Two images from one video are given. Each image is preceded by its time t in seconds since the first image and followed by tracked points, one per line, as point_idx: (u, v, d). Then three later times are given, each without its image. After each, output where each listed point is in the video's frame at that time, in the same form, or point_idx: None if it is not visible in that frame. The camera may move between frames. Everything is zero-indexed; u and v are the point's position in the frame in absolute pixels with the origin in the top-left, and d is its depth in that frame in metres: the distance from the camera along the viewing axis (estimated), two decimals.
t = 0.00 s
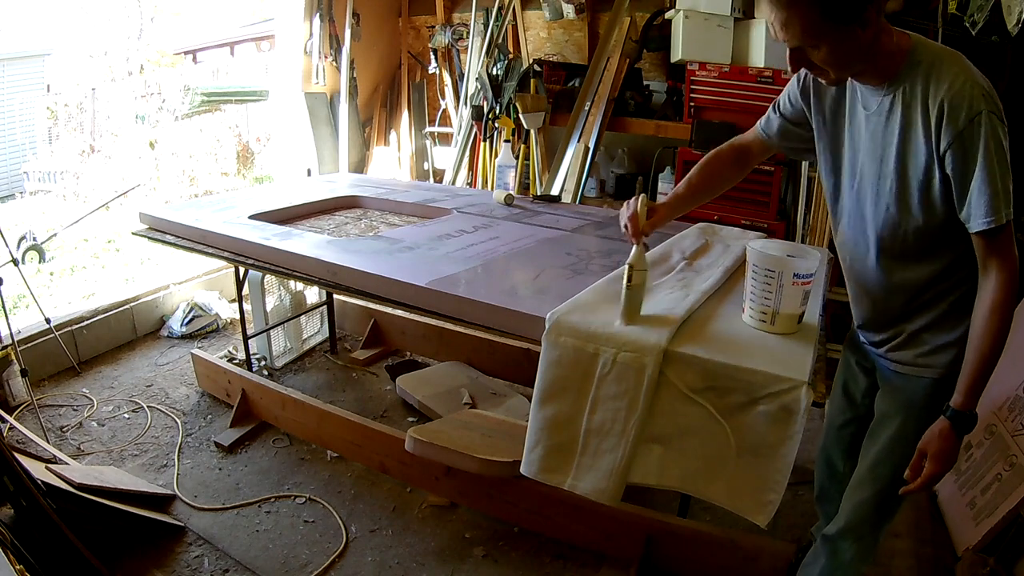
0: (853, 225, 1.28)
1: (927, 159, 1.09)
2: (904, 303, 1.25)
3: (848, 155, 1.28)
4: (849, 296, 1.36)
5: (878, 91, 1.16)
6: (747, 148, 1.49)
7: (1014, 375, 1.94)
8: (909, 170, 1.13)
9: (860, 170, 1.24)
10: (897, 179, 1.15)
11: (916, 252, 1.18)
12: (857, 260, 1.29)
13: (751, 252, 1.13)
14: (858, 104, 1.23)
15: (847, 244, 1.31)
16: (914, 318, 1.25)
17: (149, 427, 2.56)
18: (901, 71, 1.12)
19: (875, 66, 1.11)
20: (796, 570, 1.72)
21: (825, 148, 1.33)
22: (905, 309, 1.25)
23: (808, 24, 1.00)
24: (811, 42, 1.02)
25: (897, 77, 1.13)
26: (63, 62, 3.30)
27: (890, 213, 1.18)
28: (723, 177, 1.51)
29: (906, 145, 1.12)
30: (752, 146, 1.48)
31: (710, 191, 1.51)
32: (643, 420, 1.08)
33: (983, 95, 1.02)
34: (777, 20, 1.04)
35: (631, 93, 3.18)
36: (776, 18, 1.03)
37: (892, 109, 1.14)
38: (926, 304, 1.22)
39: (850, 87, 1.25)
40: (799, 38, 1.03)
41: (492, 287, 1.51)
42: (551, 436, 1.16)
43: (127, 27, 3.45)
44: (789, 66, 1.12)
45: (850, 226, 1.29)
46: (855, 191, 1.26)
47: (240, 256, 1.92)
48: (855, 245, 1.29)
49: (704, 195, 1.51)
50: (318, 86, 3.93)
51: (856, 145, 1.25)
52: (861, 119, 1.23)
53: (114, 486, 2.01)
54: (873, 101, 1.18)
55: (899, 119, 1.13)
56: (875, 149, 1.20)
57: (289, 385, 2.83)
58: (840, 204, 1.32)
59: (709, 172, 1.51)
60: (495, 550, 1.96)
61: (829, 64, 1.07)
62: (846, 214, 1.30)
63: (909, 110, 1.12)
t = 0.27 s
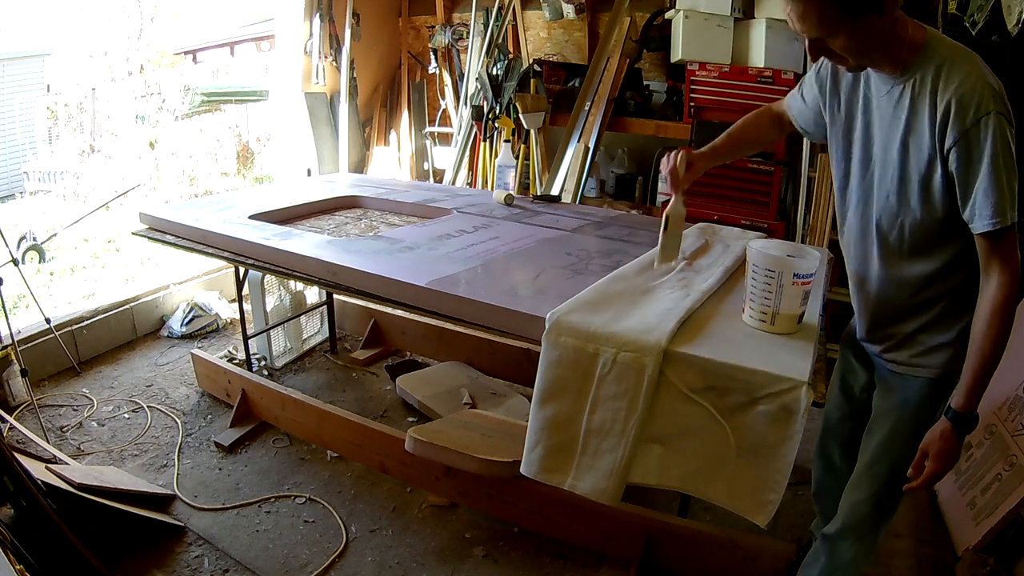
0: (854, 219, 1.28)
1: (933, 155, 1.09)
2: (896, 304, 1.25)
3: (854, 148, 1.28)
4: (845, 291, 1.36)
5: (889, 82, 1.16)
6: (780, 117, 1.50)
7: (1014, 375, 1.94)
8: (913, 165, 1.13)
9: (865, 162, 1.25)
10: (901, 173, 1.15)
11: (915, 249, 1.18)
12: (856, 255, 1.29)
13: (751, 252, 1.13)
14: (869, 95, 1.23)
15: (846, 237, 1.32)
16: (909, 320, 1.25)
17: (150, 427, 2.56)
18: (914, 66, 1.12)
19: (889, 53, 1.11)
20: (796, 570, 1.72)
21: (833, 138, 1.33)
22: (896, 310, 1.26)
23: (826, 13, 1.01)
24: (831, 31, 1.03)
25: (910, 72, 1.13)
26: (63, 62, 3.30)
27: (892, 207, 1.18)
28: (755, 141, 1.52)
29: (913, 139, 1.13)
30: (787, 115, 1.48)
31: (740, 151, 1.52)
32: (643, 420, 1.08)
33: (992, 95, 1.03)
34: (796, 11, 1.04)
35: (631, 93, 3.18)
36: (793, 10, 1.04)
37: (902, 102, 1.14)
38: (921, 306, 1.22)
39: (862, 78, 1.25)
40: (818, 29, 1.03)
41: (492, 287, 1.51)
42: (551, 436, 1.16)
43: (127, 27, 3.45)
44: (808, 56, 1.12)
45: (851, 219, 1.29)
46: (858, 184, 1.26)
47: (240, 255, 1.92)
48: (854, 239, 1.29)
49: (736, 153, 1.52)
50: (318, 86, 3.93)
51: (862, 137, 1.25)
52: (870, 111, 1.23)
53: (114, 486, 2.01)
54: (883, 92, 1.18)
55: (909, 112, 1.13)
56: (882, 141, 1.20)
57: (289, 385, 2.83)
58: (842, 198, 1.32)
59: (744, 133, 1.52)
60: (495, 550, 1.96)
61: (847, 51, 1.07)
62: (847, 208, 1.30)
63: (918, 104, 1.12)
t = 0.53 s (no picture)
0: (858, 204, 1.31)
1: (939, 136, 1.13)
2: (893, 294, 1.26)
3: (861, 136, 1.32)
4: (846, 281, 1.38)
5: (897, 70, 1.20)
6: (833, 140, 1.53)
7: (1014, 375, 1.93)
8: (919, 148, 1.17)
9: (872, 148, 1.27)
10: (907, 157, 1.18)
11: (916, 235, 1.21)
12: (858, 242, 1.31)
13: (751, 252, 1.13)
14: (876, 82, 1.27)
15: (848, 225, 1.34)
16: (908, 312, 1.26)
17: (149, 427, 2.56)
18: (925, 55, 1.15)
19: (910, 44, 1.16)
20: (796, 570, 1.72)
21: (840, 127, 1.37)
22: (894, 301, 1.27)
23: (859, 2, 1.06)
24: (863, 19, 1.08)
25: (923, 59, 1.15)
26: (63, 62, 3.30)
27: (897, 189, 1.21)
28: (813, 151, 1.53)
29: (918, 122, 1.16)
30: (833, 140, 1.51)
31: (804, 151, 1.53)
32: (643, 421, 1.08)
33: (995, 77, 1.08)
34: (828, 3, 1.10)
35: (631, 93, 3.18)
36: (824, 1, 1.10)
37: (908, 87, 1.18)
38: (918, 296, 1.24)
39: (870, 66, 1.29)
40: (849, 18, 1.09)
41: (492, 287, 1.51)
42: (552, 435, 1.16)
43: (127, 27, 3.45)
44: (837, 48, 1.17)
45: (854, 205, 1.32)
46: (864, 170, 1.29)
47: (241, 255, 1.92)
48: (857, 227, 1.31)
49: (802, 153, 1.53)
50: (318, 86, 3.93)
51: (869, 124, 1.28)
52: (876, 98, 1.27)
53: (114, 486, 2.01)
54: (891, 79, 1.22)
55: (914, 96, 1.17)
56: (887, 126, 1.23)
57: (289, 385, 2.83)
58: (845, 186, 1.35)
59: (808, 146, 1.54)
60: (495, 550, 1.96)
61: (876, 38, 1.12)
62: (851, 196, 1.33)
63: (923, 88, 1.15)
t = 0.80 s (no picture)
0: (873, 203, 1.36)
1: (954, 135, 1.19)
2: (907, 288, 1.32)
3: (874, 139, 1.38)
4: (857, 277, 1.43)
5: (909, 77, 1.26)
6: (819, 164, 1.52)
7: (1014, 375, 1.92)
8: (934, 147, 1.23)
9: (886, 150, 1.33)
10: (924, 155, 1.24)
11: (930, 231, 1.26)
12: (873, 239, 1.37)
13: (751, 252, 1.13)
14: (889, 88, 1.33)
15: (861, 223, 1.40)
16: (919, 303, 1.32)
17: (150, 427, 2.56)
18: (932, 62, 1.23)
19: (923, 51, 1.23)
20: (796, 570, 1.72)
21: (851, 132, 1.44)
22: (907, 294, 1.32)
23: (885, 8, 1.13)
24: (886, 24, 1.15)
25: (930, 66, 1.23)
26: (63, 62, 3.30)
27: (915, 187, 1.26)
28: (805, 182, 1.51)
29: (934, 123, 1.23)
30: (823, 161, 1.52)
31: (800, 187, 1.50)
32: (643, 421, 1.08)
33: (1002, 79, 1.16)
34: (853, 8, 1.16)
35: (631, 93, 3.18)
36: (850, 4, 1.16)
37: (922, 92, 1.24)
38: (929, 287, 1.30)
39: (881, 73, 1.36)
40: (874, 21, 1.15)
41: (492, 287, 1.51)
42: (552, 436, 1.16)
43: (128, 27, 3.45)
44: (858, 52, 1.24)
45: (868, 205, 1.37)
46: (877, 172, 1.35)
47: (241, 256, 1.92)
48: (872, 224, 1.37)
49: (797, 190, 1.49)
50: (318, 86, 3.93)
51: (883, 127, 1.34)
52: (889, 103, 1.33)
53: (114, 486, 2.01)
54: (904, 85, 1.28)
55: (930, 100, 1.23)
56: (901, 128, 1.30)
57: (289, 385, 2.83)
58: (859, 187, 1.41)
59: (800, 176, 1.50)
60: (495, 551, 1.96)
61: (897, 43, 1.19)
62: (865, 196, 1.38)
63: (938, 92, 1.22)
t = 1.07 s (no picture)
0: (874, 202, 1.36)
1: (956, 135, 1.20)
2: (907, 286, 1.32)
3: (875, 138, 1.38)
4: (858, 274, 1.44)
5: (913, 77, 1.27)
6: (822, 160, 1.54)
7: (1014, 374, 1.92)
8: (936, 146, 1.24)
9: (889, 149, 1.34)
10: (925, 154, 1.25)
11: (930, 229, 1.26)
12: (874, 237, 1.37)
13: (751, 252, 1.13)
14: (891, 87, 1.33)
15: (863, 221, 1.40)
16: (919, 301, 1.32)
17: (149, 427, 2.56)
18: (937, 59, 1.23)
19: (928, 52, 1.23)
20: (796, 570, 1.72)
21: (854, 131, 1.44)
22: (907, 292, 1.33)
23: (895, 8, 1.12)
24: (896, 24, 1.15)
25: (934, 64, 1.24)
26: (63, 62, 3.30)
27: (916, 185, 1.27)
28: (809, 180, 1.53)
29: (936, 122, 1.23)
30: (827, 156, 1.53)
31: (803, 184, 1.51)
32: (643, 420, 1.08)
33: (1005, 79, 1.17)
34: (863, 7, 1.16)
35: (631, 93, 3.18)
36: (861, 4, 1.15)
37: (925, 91, 1.25)
38: (929, 285, 1.30)
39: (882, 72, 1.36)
40: (884, 22, 1.15)
41: (492, 287, 1.51)
42: (552, 435, 1.16)
43: (127, 27, 3.45)
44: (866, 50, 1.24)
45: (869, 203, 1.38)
46: (879, 171, 1.35)
47: (241, 256, 1.92)
48: (873, 222, 1.37)
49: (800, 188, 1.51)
50: (318, 86, 3.93)
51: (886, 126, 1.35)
52: (892, 103, 1.33)
53: (114, 486, 2.01)
54: (907, 85, 1.28)
55: (933, 100, 1.24)
56: (904, 128, 1.30)
57: (289, 385, 2.83)
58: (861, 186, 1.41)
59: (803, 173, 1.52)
60: (495, 550, 1.96)
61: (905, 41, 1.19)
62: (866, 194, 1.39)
63: (941, 93, 1.23)
